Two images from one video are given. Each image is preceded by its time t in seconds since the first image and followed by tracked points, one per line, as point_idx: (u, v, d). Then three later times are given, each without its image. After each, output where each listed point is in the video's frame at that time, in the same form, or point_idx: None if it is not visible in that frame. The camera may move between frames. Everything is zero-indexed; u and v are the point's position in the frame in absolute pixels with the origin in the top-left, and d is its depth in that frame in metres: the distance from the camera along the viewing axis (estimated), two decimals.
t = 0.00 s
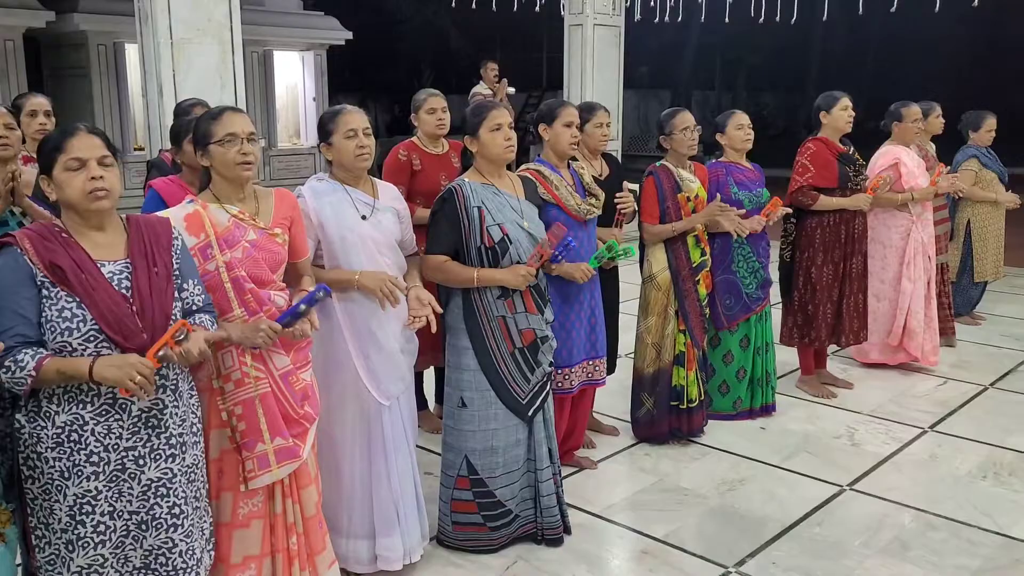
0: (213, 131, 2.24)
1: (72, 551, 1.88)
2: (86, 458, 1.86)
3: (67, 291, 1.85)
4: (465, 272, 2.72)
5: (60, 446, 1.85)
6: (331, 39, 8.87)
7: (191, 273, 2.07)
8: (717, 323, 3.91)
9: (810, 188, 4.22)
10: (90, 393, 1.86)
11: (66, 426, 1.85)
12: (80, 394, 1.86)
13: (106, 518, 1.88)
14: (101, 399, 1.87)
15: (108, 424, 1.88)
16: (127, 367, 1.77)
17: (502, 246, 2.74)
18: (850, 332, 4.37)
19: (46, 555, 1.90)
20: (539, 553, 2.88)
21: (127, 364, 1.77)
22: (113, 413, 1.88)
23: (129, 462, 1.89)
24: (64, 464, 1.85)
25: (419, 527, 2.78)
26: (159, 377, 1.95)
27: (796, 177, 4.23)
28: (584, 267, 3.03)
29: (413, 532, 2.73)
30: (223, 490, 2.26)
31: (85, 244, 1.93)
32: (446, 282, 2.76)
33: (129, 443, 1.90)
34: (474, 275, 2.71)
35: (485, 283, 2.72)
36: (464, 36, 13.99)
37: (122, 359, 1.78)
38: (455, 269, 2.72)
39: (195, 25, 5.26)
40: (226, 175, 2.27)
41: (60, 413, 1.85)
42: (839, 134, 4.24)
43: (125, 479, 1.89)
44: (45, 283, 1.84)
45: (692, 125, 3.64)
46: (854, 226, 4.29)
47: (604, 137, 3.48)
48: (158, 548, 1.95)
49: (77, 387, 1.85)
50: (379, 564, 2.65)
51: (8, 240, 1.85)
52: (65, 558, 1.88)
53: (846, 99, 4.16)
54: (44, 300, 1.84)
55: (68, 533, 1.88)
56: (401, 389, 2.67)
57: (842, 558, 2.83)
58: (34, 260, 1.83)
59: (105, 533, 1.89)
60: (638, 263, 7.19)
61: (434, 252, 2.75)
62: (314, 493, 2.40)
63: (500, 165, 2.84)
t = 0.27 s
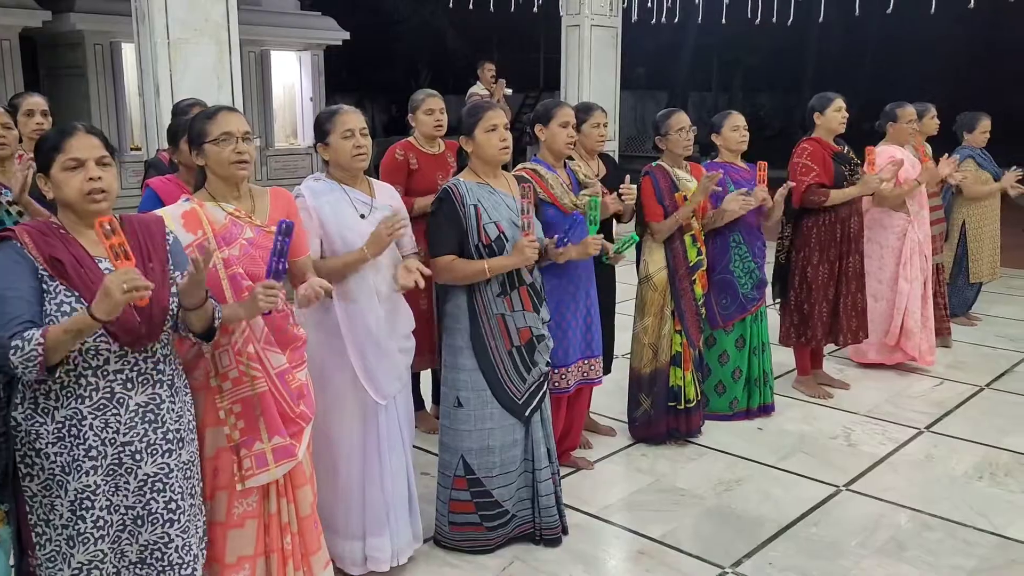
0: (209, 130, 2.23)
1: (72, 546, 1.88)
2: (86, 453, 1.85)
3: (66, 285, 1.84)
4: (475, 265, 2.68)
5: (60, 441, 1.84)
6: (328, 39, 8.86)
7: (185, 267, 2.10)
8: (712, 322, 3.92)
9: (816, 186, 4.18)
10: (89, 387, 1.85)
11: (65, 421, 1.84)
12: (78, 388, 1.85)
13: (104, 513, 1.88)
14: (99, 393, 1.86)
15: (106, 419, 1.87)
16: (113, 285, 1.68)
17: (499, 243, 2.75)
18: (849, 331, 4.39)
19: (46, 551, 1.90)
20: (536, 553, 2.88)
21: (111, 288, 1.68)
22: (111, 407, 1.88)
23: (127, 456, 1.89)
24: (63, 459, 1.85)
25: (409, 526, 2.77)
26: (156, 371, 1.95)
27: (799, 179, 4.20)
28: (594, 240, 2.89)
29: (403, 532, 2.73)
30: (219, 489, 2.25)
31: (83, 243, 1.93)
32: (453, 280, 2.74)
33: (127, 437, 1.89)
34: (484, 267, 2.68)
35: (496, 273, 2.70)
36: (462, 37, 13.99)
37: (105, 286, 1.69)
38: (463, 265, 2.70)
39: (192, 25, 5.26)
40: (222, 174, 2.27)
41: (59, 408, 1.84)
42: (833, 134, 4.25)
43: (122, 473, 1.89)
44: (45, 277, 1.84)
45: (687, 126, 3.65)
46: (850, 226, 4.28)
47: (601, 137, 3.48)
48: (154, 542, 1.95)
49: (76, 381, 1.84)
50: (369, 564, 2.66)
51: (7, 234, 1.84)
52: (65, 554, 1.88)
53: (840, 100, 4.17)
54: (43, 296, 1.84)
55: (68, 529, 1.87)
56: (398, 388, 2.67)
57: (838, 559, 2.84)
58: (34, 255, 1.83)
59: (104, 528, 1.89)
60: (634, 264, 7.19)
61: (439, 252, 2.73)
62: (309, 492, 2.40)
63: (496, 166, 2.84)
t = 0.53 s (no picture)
0: (207, 129, 2.23)
1: (65, 549, 1.86)
2: (80, 456, 1.85)
3: (58, 288, 1.84)
4: (460, 269, 2.70)
5: (53, 444, 1.84)
6: (325, 38, 8.86)
7: (183, 271, 2.07)
8: (709, 322, 3.91)
9: (804, 189, 4.20)
10: (83, 390, 1.85)
11: (58, 424, 1.84)
12: (72, 390, 1.85)
13: (98, 516, 1.87)
14: (94, 396, 1.86)
15: (101, 422, 1.87)
16: (111, 342, 1.75)
17: (495, 244, 2.74)
18: (845, 331, 4.39)
19: (40, 553, 1.89)
20: (532, 553, 2.88)
21: (108, 343, 1.74)
22: (106, 410, 1.87)
23: (122, 459, 1.89)
24: (57, 461, 1.84)
25: (408, 526, 2.78)
26: (151, 374, 1.94)
27: (789, 179, 4.22)
28: (586, 241, 2.93)
29: (401, 531, 2.73)
30: (218, 488, 2.25)
31: (77, 243, 1.92)
32: (442, 281, 2.74)
33: (122, 440, 1.89)
34: (470, 272, 2.69)
35: (482, 279, 2.71)
36: (459, 36, 14.00)
37: (102, 339, 1.75)
38: (452, 267, 2.70)
39: (189, 24, 5.25)
40: (220, 174, 2.26)
41: (52, 411, 1.84)
42: (830, 134, 4.26)
43: (117, 476, 1.88)
44: (37, 280, 1.83)
45: (684, 126, 3.66)
46: (847, 225, 4.30)
47: (597, 136, 3.48)
48: (150, 544, 1.95)
49: (70, 384, 1.84)
50: (368, 564, 2.66)
51: None
52: (57, 556, 1.87)
53: (838, 100, 4.17)
54: (36, 298, 1.83)
55: (62, 531, 1.86)
56: (394, 388, 2.67)
57: (834, 558, 2.84)
58: (26, 258, 1.83)
59: (98, 531, 1.88)
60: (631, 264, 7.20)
61: (431, 251, 2.74)
62: (308, 492, 2.39)
63: (493, 166, 2.85)
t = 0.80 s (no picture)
0: (203, 129, 2.23)
1: (61, 550, 1.87)
2: (75, 456, 1.84)
3: (53, 288, 1.83)
4: (456, 269, 2.71)
5: (48, 445, 1.84)
6: (321, 38, 8.85)
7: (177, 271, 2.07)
8: (705, 323, 3.92)
9: (806, 188, 4.19)
10: (78, 390, 1.85)
11: (54, 424, 1.84)
12: (67, 391, 1.84)
13: (94, 516, 1.87)
14: (88, 396, 1.86)
15: (95, 422, 1.86)
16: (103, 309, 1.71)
17: (490, 245, 2.74)
18: (841, 331, 4.38)
19: (34, 555, 1.89)
20: (528, 553, 2.88)
21: (102, 309, 1.71)
22: (101, 410, 1.87)
23: (117, 459, 1.88)
24: (51, 462, 1.84)
25: (404, 525, 2.78)
26: (145, 374, 1.94)
27: (789, 179, 4.23)
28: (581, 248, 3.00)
29: (398, 531, 2.73)
30: (211, 488, 2.25)
31: (71, 243, 1.92)
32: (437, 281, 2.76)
33: (117, 440, 1.88)
34: (466, 272, 2.71)
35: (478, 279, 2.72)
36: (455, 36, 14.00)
37: (95, 307, 1.71)
38: (447, 267, 2.72)
39: (185, 24, 5.25)
40: (216, 174, 2.26)
41: (48, 411, 1.84)
42: (826, 135, 4.27)
43: (112, 476, 1.88)
44: (32, 279, 1.83)
45: (680, 125, 3.66)
46: (843, 225, 4.30)
47: (594, 136, 3.48)
48: (146, 545, 1.95)
49: (64, 384, 1.84)
50: (363, 563, 2.65)
51: None
52: (53, 558, 1.87)
53: (835, 100, 4.17)
54: (30, 298, 1.83)
55: (56, 532, 1.86)
56: (390, 389, 2.66)
57: (830, 557, 2.85)
58: (20, 257, 1.82)
59: (94, 531, 1.88)
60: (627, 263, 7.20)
61: (425, 250, 2.75)
62: (301, 492, 2.39)
63: (489, 166, 2.85)
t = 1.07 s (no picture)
0: (198, 130, 2.22)
1: (56, 553, 1.86)
2: (69, 459, 1.84)
3: (47, 290, 1.83)
4: (464, 269, 2.69)
5: (43, 447, 1.83)
6: (316, 39, 8.84)
7: (172, 273, 2.07)
8: (701, 324, 3.93)
9: (805, 188, 4.20)
10: (72, 392, 1.85)
11: (47, 427, 1.84)
12: (61, 393, 1.84)
13: (88, 519, 1.87)
14: (83, 398, 1.86)
15: (90, 424, 1.86)
16: (108, 338, 1.74)
17: (486, 246, 2.74)
18: (835, 332, 4.42)
19: (28, 558, 1.88)
20: (523, 554, 2.89)
21: (105, 339, 1.74)
22: (95, 412, 1.87)
23: (111, 462, 1.88)
24: (46, 465, 1.83)
25: (402, 526, 2.77)
26: (140, 376, 1.94)
27: (788, 180, 4.22)
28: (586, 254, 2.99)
29: (396, 532, 2.73)
30: (207, 491, 2.24)
31: (66, 246, 1.91)
32: (444, 283, 2.74)
33: (111, 442, 1.88)
34: (474, 272, 2.69)
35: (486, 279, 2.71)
36: (451, 37, 14.00)
37: (100, 335, 1.74)
38: (453, 269, 2.70)
39: (178, 26, 5.24)
40: (211, 175, 2.26)
41: (41, 414, 1.83)
42: (820, 135, 4.27)
43: (107, 478, 1.88)
44: (26, 281, 1.82)
45: (675, 127, 3.66)
46: (836, 225, 4.31)
47: (589, 137, 3.48)
48: (139, 546, 1.94)
49: (59, 387, 1.84)
50: (362, 565, 2.65)
51: None
52: (48, 562, 1.86)
53: (829, 102, 4.19)
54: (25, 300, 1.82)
55: (51, 535, 1.85)
56: (386, 389, 2.66)
57: (825, 558, 2.85)
58: (14, 259, 1.81)
59: (88, 534, 1.87)
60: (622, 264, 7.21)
61: (429, 254, 2.73)
62: (296, 495, 2.39)
63: (483, 167, 2.85)
